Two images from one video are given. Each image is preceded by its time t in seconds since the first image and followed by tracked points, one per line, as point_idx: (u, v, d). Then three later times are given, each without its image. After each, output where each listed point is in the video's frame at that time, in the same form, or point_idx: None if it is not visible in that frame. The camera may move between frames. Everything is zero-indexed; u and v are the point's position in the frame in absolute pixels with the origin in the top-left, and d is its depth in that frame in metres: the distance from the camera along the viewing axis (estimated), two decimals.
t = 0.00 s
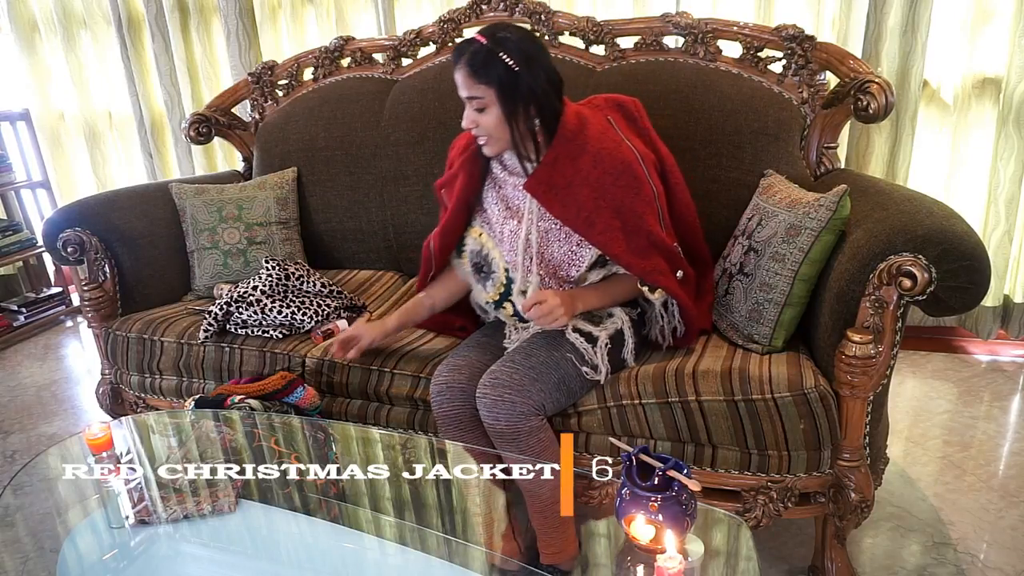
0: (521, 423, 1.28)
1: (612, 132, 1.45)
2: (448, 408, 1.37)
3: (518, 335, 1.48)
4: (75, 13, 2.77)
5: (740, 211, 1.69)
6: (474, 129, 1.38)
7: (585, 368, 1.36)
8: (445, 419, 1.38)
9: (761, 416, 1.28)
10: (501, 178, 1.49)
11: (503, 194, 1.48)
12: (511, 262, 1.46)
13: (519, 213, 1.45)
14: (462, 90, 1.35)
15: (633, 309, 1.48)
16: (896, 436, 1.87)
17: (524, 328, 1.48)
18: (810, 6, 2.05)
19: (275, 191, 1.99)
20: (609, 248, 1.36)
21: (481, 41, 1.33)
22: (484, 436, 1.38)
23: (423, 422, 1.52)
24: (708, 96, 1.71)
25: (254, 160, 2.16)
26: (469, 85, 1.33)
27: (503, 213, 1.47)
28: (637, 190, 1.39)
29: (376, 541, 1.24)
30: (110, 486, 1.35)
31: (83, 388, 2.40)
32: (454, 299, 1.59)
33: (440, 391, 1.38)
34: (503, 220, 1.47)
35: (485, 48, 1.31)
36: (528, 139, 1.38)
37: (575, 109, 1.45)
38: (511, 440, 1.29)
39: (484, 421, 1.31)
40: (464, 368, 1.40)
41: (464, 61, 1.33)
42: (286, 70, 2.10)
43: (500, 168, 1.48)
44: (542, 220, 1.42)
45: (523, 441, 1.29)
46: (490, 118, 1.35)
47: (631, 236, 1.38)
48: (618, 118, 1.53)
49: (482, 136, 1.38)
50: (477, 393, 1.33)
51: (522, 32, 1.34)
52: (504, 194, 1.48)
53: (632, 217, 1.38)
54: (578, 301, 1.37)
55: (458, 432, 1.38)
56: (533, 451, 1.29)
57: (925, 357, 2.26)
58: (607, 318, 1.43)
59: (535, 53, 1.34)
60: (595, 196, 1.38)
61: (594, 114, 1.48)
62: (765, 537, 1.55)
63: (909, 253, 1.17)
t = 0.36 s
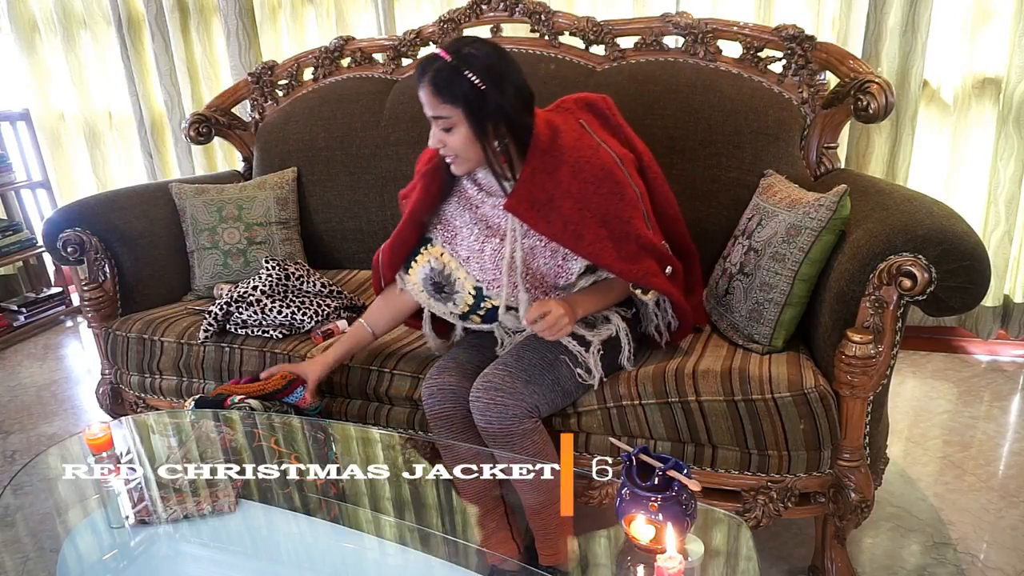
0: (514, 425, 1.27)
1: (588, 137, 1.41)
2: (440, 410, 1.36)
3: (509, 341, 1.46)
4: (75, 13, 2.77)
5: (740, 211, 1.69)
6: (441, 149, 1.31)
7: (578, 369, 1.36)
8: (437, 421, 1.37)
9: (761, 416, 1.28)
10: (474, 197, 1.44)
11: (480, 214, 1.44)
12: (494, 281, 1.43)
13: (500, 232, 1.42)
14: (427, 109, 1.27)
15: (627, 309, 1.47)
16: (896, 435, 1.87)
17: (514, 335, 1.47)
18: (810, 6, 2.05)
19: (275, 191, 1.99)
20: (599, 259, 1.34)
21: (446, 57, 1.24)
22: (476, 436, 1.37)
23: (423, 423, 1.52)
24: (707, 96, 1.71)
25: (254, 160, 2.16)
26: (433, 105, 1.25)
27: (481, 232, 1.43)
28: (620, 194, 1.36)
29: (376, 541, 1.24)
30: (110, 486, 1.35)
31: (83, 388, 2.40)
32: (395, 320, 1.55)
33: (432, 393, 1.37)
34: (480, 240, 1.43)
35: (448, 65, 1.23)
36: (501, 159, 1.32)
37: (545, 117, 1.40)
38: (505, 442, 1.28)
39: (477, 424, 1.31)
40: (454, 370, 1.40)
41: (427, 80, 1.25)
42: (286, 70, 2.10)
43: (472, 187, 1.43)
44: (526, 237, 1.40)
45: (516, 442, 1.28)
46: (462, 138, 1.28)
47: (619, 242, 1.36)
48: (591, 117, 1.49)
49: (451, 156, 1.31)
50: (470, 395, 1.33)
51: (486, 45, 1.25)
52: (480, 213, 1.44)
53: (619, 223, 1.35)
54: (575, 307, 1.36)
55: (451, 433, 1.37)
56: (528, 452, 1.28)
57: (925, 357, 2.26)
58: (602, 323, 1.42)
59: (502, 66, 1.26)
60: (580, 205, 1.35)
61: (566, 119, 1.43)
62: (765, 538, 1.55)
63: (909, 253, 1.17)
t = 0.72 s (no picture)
0: (509, 426, 1.27)
1: (573, 145, 1.41)
2: (437, 410, 1.36)
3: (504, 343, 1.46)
4: (75, 13, 2.77)
5: (740, 211, 1.69)
6: (430, 165, 1.31)
7: (574, 371, 1.35)
8: (435, 421, 1.37)
9: (761, 416, 1.28)
10: (464, 203, 1.45)
11: (470, 220, 1.45)
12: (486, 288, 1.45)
13: (490, 239, 1.43)
14: (412, 127, 1.27)
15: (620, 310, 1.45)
16: (896, 435, 1.87)
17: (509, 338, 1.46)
18: (810, 6, 2.05)
19: (275, 191, 1.99)
20: (585, 270, 1.34)
21: (427, 75, 1.25)
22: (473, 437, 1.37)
23: (423, 423, 1.52)
24: (707, 96, 1.71)
25: (254, 160, 2.16)
26: (418, 125, 1.25)
27: (473, 238, 1.45)
28: (605, 204, 1.36)
29: (376, 541, 1.24)
30: (110, 486, 1.35)
31: (83, 388, 2.40)
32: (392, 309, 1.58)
33: (429, 393, 1.38)
34: (472, 245, 1.45)
35: (429, 84, 1.24)
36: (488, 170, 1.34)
37: (531, 125, 1.40)
38: (501, 442, 1.28)
39: (472, 426, 1.31)
40: (450, 370, 1.40)
41: (408, 98, 1.26)
42: (286, 70, 2.10)
43: (461, 194, 1.45)
44: (513, 246, 1.41)
45: (513, 443, 1.28)
46: (448, 155, 1.28)
47: (606, 254, 1.34)
48: (579, 124, 1.48)
49: (440, 170, 1.32)
50: (465, 396, 1.33)
51: (467, 60, 1.26)
52: (471, 219, 1.45)
53: (605, 234, 1.35)
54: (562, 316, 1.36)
55: (448, 434, 1.38)
56: (526, 452, 1.28)
57: (925, 357, 2.26)
58: (597, 326, 1.41)
59: (483, 80, 1.26)
60: (566, 217, 1.35)
61: (552, 126, 1.43)
62: (765, 538, 1.55)
63: (909, 253, 1.17)
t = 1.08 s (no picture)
0: (510, 425, 1.27)
1: (579, 141, 1.41)
2: (438, 410, 1.36)
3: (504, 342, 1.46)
4: (75, 13, 2.77)
5: (740, 211, 1.69)
6: (439, 158, 1.32)
7: (574, 370, 1.35)
8: (435, 421, 1.38)
9: (761, 416, 1.28)
10: (469, 196, 1.46)
11: (475, 213, 1.45)
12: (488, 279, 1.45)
13: (494, 231, 1.43)
14: (421, 121, 1.28)
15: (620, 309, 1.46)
16: (896, 435, 1.87)
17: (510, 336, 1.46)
18: (810, 6, 2.05)
19: (275, 191, 1.98)
20: (586, 265, 1.33)
21: (438, 67, 1.25)
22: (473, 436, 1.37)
23: (423, 423, 1.52)
24: (707, 96, 1.71)
25: (254, 160, 2.16)
26: (428, 118, 1.25)
27: (477, 231, 1.45)
28: (609, 201, 1.36)
29: (376, 541, 1.24)
30: (110, 486, 1.35)
31: (83, 388, 2.40)
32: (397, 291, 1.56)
33: (430, 393, 1.37)
34: (476, 238, 1.46)
35: (439, 76, 1.24)
36: (495, 163, 1.35)
37: (538, 121, 1.41)
38: (501, 442, 1.28)
39: (473, 425, 1.31)
40: (451, 370, 1.40)
41: (418, 88, 1.26)
42: (286, 70, 2.10)
43: (467, 186, 1.45)
44: (516, 240, 1.41)
45: (513, 443, 1.28)
46: (458, 149, 1.29)
47: (607, 250, 1.34)
48: (586, 123, 1.49)
49: (448, 164, 1.32)
50: (465, 396, 1.33)
51: (478, 54, 1.28)
52: (475, 212, 1.46)
53: (608, 230, 1.34)
54: (553, 310, 1.35)
55: (449, 433, 1.38)
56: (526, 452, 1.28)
57: (925, 357, 2.26)
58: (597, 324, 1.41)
59: (492, 73, 1.27)
60: (568, 212, 1.35)
61: (558, 123, 1.44)
62: (765, 538, 1.55)
63: (909, 253, 1.17)
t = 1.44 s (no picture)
0: (511, 425, 1.27)
1: (585, 143, 1.41)
2: (439, 409, 1.37)
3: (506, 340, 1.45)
4: (75, 13, 2.77)
5: (740, 211, 1.69)
6: (445, 154, 1.33)
7: (576, 370, 1.35)
8: (436, 421, 1.38)
9: (761, 416, 1.28)
10: (475, 192, 1.47)
11: (480, 209, 1.47)
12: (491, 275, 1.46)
13: (497, 229, 1.44)
14: (427, 116, 1.29)
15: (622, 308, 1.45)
16: (896, 435, 1.87)
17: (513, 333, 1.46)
18: (810, 6, 2.05)
19: (275, 191, 1.98)
20: (585, 266, 1.34)
21: (445, 64, 1.26)
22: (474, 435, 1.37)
23: (423, 422, 1.52)
24: (707, 95, 1.71)
25: (254, 160, 2.16)
26: (434, 114, 1.27)
27: (482, 228, 1.47)
28: (611, 205, 1.35)
29: (376, 542, 1.24)
30: (110, 486, 1.35)
31: (83, 388, 2.40)
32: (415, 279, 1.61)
33: (432, 393, 1.37)
34: (482, 235, 1.47)
35: (446, 73, 1.25)
36: (501, 162, 1.35)
37: (545, 120, 1.41)
38: (502, 442, 1.28)
39: (474, 423, 1.31)
40: (455, 369, 1.40)
41: (425, 84, 1.27)
42: (286, 70, 2.10)
43: (472, 182, 1.46)
44: (517, 239, 1.42)
45: (514, 443, 1.28)
46: (463, 146, 1.30)
47: (608, 253, 1.34)
48: (593, 124, 1.49)
49: (453, 160, 1.34)
50: (468, 395, 1.33)
51: (485, 51, 1.27)
52: (480, 208, 1.47)
53: (609, 234, 1.34)
54: (546, 309, 1.34)
55: (452, 433, 1.38)
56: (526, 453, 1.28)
57: (925, 357, 2.26)
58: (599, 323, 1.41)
59: (498, 72, 1.27)
60: (570, 214, 1.35)
61: (565, 123, 1.44)
62: (765, 537, 1.55)
63: (909, 253, 1.17)
